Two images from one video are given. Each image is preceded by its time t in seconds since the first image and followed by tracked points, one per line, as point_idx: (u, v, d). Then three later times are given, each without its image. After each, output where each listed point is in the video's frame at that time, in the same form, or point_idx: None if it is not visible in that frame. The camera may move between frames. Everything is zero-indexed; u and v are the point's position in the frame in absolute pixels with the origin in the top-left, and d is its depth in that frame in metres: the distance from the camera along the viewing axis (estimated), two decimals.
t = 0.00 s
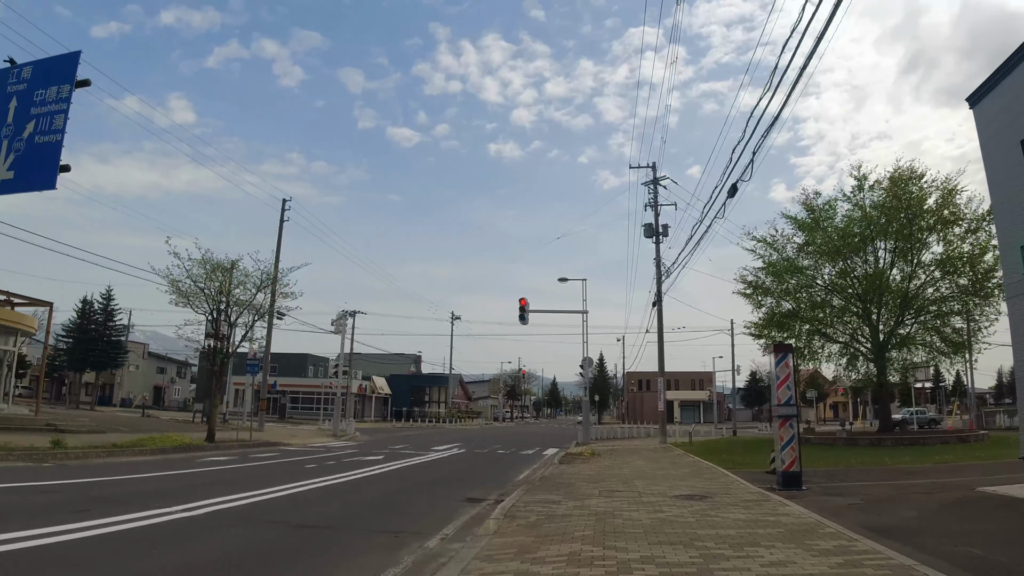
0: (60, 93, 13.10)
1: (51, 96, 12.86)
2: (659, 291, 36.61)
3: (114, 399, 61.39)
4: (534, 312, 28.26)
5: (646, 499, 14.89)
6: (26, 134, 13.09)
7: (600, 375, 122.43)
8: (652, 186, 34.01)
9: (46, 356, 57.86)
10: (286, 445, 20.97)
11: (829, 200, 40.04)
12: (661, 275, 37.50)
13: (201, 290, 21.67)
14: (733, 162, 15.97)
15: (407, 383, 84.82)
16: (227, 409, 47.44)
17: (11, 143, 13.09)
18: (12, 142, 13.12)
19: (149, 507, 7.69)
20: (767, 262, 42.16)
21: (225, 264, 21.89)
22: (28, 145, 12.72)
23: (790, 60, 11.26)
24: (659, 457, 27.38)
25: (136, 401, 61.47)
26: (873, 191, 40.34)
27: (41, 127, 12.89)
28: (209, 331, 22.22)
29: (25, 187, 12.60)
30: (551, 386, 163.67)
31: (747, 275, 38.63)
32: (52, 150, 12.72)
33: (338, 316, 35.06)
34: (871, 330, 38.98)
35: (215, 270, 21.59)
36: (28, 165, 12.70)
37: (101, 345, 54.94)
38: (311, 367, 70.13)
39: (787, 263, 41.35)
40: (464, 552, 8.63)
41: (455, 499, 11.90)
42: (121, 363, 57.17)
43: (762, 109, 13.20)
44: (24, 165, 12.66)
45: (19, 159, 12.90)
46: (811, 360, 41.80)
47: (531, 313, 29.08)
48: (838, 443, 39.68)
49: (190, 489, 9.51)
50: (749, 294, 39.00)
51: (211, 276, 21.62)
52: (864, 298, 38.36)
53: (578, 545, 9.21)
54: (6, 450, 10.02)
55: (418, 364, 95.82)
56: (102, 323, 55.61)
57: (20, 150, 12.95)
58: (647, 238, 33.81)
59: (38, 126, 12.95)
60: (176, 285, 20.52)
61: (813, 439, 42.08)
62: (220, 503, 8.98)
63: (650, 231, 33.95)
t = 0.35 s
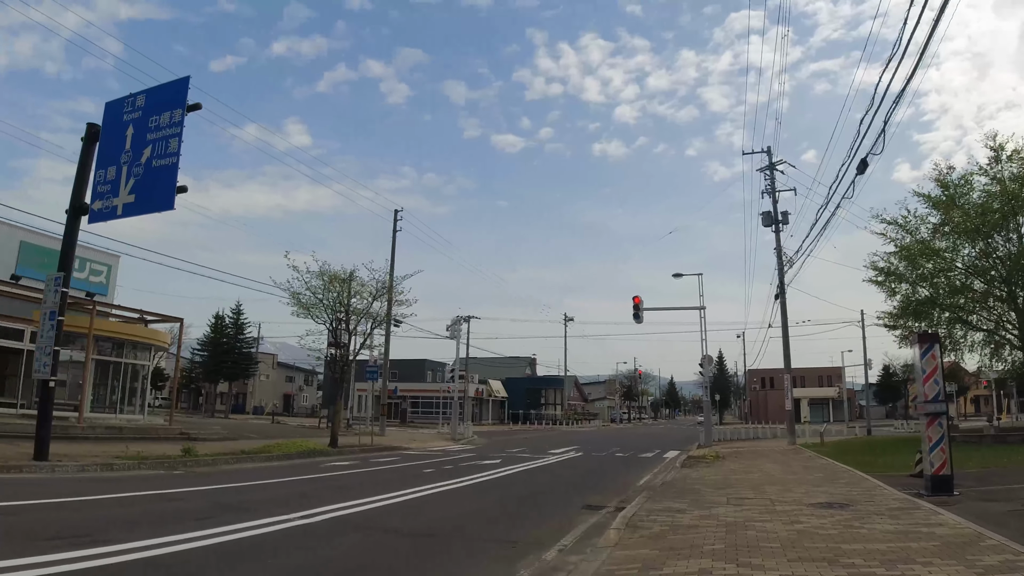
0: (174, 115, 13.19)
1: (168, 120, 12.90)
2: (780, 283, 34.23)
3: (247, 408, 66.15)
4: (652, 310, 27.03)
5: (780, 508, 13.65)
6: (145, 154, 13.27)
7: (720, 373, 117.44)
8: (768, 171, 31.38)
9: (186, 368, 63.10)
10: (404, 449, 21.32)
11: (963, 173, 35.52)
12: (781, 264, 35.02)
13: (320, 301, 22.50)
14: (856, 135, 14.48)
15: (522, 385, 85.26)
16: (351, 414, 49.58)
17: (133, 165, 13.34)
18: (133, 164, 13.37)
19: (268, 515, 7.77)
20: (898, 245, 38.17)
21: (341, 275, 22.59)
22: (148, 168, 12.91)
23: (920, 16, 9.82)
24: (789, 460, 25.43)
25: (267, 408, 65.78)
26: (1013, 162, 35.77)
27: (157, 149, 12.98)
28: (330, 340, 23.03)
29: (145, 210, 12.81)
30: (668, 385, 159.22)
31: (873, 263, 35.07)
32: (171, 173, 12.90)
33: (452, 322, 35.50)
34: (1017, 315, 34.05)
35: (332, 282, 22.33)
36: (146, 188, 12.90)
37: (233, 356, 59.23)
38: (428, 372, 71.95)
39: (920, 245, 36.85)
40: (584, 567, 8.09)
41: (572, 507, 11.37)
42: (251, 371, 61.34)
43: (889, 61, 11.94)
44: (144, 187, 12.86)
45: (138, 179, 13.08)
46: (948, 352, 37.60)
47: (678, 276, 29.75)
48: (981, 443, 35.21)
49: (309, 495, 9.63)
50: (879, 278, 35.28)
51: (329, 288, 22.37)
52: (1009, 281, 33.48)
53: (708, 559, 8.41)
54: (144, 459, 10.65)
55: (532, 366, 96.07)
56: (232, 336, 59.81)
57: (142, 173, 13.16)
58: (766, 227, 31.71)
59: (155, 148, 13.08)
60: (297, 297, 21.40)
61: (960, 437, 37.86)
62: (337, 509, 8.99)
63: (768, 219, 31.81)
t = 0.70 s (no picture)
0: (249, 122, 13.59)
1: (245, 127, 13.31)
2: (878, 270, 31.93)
3: (339, 411, 68.41)
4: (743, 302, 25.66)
5: (892, 511, 12.46)
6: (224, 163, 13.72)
7: (814, 368, 111.73)
8: (856, 153, 29.17)
9: (280, 373, 65.90)
10: (488, 450, 21.14)
11: None
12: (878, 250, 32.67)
13: (403, 303, 22.65)
14: (961, 106, 13.14)
15: (607, 385, 83.99)
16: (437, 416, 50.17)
17: (213, 173, 13.79)
18: (212, 172, 13.82)
19: (349, 516, 7.63)
20: (1005, 225, 34.80)
21: (423, 277, 22.66)
22: (228, 176, 13.34)
23: None
24: (897, 459, 23.52)
25: (357, 411, 67.76)
26: None
27: (236, 157, 13.39)
28: (414, 342, 23.15)
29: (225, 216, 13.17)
30: (759, 383, 153.11)
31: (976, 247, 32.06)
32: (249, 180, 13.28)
33: (536, 322, 35.14)
34: None
35: (413, 284, 22.45)
36: (226, 195, 13.33)
37: (323, 361, 61.37)
38: (513, 372, 71.89)
39: None
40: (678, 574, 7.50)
41: (663, 509, 10.73)
42: (340, 376, 63.36)
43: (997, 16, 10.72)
44: (224, 194, 13.28)
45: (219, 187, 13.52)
46: None
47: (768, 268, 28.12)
48: None
49: (390, 496, 9.49)
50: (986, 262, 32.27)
51: (410, 290, 22.50)
52: None
53: (817, 568, 7.62)
54: (232, 461, 10.88)
55: (616, 366, 94.59)
56: (322, 341, 62.02)
57: (221, 180, 13.58)
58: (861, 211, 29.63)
59: (233, 156, 13.51)
60: (380, 300, 21.62)
61: None
62: (420, 511, 8.77)
63: (861, 203, 29.70)
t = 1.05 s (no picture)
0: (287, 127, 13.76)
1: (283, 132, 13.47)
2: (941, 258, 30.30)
3: (392, 414, 69.24)
4: (800, 296, 24.63)
5: (968, 515, 11.59)
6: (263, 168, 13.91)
7: (875, 363, 107.48)
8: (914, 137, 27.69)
9: (335, 378, 67.14)
10: (538, 452, 20.83)
11: None
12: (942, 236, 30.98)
13: (450, 305, 22.57)
14: None
15: (661, 385, 82.58)
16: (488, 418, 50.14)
17: (253, 179, 13.97)
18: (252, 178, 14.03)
19: (389, 523, 7.44)
20: None
21: (468, 278, 22.53)
22: (268, 181, 13.51)
23: None
24: (970, 457, 22.12)
25: (410, 414, 68.43)
26: None
27: (274, 163, 13.56)
28: (462, 344, 23.03)
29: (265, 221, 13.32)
30: (818, 380, 148.26)
31: None
32: (287, 184, 13.41)
33: (585, 322, 34.60)
34: None
35: (458, 285, 22.35)
36: (266, 200, 13.48)
37: (375, 366, 62.22)
38: (565, 373, 71.28)
39: None
40: None
41: (720, 516, 10.20)
42: (392, 379, 64.10)
43: None
44: (264, 199, 13.43)
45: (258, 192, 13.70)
46: None
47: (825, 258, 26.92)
48: None
49: (433, 502, 9.30)
50: None
51: (456, 291, 22.40)
52: None
53: None
54: (279, 466, 10.81)
55: (669, 366, 92.83)
56: (374, 346, 62.87)
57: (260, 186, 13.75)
58: (921, 197, 28.14)
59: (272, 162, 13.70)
60: (426, 302, 21.59)
61: None
62: (463, 518, 8.52)
63: (921, 189, 28.22)
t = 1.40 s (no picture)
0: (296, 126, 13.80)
1: (292, 132, 13.51)
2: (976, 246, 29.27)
3: (420, 416, 69.41)
4: (830, 288, 23.93)
5: (1011, 516, 11.00)
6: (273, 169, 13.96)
7: (909, 358, 104.81)
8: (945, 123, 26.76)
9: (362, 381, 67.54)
10: (562, 452, 20.50)
11: None
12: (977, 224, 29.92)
13: (470, 305, 22.39)
14: None
15: (690, 384, 81.50)
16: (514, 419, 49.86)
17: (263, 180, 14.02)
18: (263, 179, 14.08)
19: (400, 529, 7.22)
20: None
21: (488, 277, 22.31)
22: (278, 181, 13.55)
23: None
24: (1012, 454, 21.23)
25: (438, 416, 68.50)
26: None
27: (284, 163, 13.60)
28: (483, 344, 22.81)
29: (275, 222, 13.34)
30: (851, 375, 145.30)
31: None
32: (297, 184, 13.44)
33: (610, 320, 34.15)
34: None
35: (478, 284, 22.15)
36: (276, 201, 13.51)
37: (402, 368, 62.44)
38: (592, 373, 70.68)
39: None
40: None
41: (747, 519, 9.78)
42: (419, 381, 64.23)
43: None
44: (274, 200, 13.47)
45: (268, 193, 13.75)
46: None
47: (855, 250, 26.18)
48: None
49: (449, 505, 9.08)
50: None
51: (476, 290, 22.20)
52: None
53: None
54: (297, 469, 10.69)
55: (698, 364, 91.68)
56: (400, 348, 63.09)
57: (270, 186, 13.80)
58: (954, 184, 27.18)
59: (282, 161, 13.74)
60: (446, 302, 21.42)
61: None
62: (478, 523, 8.25)
63: (952, 176, 27.30)
